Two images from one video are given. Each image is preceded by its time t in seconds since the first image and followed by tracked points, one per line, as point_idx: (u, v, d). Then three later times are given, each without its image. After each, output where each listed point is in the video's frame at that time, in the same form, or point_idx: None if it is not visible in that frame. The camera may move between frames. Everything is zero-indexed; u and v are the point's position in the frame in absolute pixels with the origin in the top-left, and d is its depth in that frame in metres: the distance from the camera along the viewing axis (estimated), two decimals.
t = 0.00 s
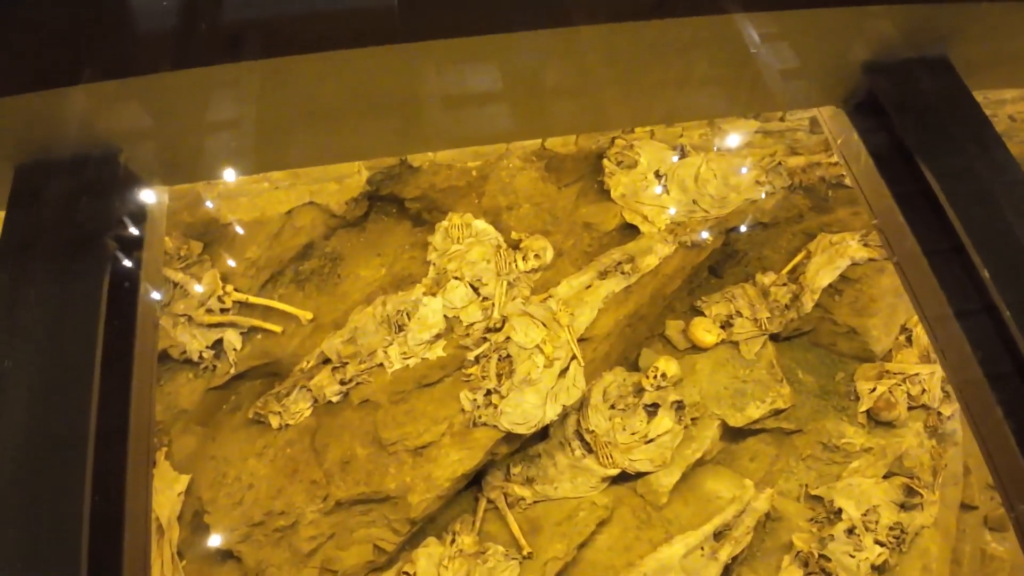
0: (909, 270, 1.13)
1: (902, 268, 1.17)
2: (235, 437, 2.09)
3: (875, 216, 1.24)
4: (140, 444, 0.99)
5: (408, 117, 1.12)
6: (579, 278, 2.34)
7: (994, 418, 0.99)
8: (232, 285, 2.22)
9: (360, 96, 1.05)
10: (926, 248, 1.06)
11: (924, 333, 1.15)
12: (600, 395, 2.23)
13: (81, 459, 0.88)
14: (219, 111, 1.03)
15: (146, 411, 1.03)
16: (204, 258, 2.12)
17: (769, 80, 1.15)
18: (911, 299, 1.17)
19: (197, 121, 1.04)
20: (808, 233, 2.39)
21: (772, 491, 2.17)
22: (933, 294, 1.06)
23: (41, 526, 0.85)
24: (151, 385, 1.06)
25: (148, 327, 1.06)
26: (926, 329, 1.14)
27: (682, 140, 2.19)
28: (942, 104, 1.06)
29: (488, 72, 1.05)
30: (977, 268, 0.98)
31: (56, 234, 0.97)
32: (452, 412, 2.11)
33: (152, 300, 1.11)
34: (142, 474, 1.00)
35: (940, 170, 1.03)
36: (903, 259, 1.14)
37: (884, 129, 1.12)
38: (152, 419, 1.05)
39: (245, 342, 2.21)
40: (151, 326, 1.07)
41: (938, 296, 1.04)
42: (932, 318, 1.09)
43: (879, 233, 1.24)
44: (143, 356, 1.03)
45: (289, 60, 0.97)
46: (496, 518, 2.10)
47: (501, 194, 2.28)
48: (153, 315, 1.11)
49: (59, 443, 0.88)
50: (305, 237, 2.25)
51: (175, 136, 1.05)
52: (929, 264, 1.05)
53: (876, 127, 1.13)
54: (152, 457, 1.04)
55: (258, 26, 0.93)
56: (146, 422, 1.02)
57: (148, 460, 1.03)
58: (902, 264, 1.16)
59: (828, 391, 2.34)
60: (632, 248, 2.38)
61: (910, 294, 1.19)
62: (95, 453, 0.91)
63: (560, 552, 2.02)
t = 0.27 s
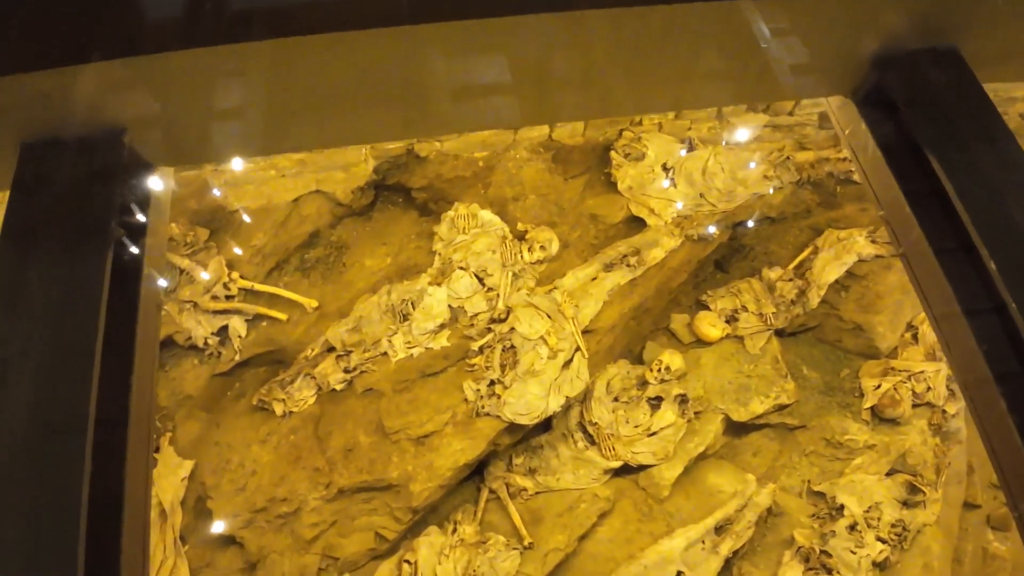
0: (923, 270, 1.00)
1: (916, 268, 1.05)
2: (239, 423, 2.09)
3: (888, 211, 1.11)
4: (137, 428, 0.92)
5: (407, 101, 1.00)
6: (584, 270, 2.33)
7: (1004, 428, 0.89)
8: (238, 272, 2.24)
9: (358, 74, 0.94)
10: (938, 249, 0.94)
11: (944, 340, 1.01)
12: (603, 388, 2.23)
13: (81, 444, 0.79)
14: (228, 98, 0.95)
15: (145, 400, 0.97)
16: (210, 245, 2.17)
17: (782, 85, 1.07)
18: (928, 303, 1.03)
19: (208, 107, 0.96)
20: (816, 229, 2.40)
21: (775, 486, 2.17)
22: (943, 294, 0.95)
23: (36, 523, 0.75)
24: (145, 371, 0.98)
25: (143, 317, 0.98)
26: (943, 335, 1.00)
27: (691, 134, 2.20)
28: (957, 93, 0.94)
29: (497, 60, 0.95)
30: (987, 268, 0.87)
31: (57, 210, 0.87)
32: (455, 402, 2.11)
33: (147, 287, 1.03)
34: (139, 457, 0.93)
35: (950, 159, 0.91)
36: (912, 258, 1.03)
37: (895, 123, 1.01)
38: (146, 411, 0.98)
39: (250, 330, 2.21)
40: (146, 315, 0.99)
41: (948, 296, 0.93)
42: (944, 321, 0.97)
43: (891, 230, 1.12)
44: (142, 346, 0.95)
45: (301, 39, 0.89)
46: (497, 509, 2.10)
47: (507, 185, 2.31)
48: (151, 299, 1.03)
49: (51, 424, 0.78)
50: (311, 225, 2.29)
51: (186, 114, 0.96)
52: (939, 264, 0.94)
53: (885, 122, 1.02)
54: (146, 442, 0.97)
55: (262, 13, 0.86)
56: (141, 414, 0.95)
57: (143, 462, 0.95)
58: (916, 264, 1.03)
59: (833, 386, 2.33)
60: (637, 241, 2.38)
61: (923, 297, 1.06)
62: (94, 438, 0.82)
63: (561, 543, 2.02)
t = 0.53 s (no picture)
0: (932, 274, 0.83)
1: (923, 268, 0.88)
2: (240, 407, 2.10)
3: (892, 203, 0.94)
4: (132, 423, 0.72)
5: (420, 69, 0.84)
6: (588, 260, 2.33)
7: None
8: (241, 258, 2.24)
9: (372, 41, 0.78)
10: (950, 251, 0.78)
11: (958, 355, 0.84)
12: (605, 377, 2.23)
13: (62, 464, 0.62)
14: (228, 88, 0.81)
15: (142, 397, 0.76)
16: (214, 231, 2.16)
17: (783, 69, 0.91)
18: (938, 311, 0.86)
19: (203, 90, 0.82)
20: (822, 222, 2.41)
21: (775, 478, 2.18)
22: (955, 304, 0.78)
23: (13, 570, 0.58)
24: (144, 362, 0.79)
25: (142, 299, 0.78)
26: (955, 348, 0.83)
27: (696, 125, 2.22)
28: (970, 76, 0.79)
29: (500, 47, 0.82)
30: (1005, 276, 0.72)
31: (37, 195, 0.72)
32: (456, 389, 2.10)
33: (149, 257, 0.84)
34: (133, 453, 0.72)
35: (956, 148, 0.76)
36: (920, 257, 0.86)
37: (899, 103, 0.84)
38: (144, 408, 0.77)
39: (253, 315, 2.22)
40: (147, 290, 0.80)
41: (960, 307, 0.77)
42: (956, 332, 0.81)
43: (897, 224, 0.95)
44: (139, 324, 0.76)
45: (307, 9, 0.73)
46: (497, 497, 2.10)
47: (511, 174, 2.32)
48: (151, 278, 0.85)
49: (53, 423, 0.63)
50: (315, 212, 2.30)
51: (182, 105, 0.83)
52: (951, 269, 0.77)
53: (887, 102, 0.86)
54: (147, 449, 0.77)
55: None
56: (141, 405, 0.76)
57: (140, 474, 0.74)
58: (924, 265, 0.86)
59: (836, 379, 2.35)
60: (641, 231, 2.37)
61: (933, 303, 0.89)
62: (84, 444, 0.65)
63: (560, 532, 2.01)
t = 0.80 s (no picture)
0: (929, 261, 0.83)
1: (919, 256, 0.88)
2: (241, 393, 2.11)
3: (889, 191, 0.93)
4: (127, 409, 0.74)
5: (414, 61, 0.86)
6: (589, 250, 2.33)
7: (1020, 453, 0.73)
8: (243, 245, 2.24)
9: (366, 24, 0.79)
10: (946, 240, 0.77)
11: (952, 342, 0.84)
12: (605, 367, 2.23)
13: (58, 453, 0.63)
14: (227, 76, 0.83)
15: (137, 384, 0.77)
16: (216, 218, 2.16)
17: (782, 50, 0.90)
18: (932, 300, 0.86)
19: (202, 82, 0.83)
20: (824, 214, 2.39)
21: (774, 469, 2.18)
22: (951, 292, 0.78)
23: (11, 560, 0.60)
24: (141, 347, 0.80)
25: (140, 285, 0.78)
26: (949, 335, 0.83)
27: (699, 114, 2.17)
28: (969, 66, 0.79)
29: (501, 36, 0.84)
30: (1001, 267, 0.72)
31: (37, 183, 0.72)
32: (456, 377, 2.11)
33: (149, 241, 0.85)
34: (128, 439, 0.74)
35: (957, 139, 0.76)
36: (916, 244, 0.86)
37: (896, 90, 0.83)
38: (138, 395, 0.78)
39: (254, 302, 2.23)
40: (146, 277, 0.80)
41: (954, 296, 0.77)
42: (950, 320, 0.81)
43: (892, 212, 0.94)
44: (134, 310, 0.77)
45: None
46: (497, 484, 2.12)
47: (517, 168, 2.31)
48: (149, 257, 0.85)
49: (47, 411, 0.64)
50: (319, 201, 2.30)
51: (182, 95, 0.84)
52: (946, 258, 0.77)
53: (886, 89, 0.85)
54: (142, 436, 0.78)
55: None
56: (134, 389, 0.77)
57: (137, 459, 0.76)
58: (920, 252, 0.86)
59: (835, 371, 2.33)
60: (643, 220, 2.37)
61: (927, 291, 0.89)
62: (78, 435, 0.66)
63: (559, 519, 2.02)
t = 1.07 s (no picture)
0: (920, 255, 0.97)
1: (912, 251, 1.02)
2: (243, 379, 2.13)
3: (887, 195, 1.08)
4: (125, 357, 0.89)
5: (413, 48, 1.02)
6: (589, 239, 2.34)
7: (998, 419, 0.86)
8: (244, 233, 2.29)
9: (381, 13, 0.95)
10: (939, 237, 0.91)
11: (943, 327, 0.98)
12: (604, 356, 2.24)
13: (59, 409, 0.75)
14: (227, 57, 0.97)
15: (130, 359, 0.91)
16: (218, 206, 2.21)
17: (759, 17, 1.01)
18: (926, 290, 1.00)
19: (204, 62, 0.97)
20: (823, 206, 2.36)
21: (771, 458, 2.19)
22: (942, 284, 0.92)
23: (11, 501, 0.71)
24: (134, 329, 0.93)
25: (136, 266, 0.94)
26: (941, 322, 0.97)
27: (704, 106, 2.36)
28: (970, 84, 0.92)
29: (505, 30, 1.01)
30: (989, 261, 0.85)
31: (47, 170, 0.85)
32: (455, 364, 2.13)
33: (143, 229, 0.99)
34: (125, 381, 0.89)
35: (942, 128, 0.90)
36: (910, 242, 1.00)
37: (903, 106, 0.97)
38: (132, 365, 0.93)
39: (256, 289, 2.26)
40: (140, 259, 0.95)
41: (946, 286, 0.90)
42: (942, 307, 0.95)
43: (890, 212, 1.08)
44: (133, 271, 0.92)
45: None
46: (496, 472, 2.12)
47: (512, 153, 2.36)
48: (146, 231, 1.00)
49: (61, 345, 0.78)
50: (320, 188, 2.34)
51: (182, 77, 0.98)
52: (939, 253, 0.91)
53: (891, 105, 0.99)
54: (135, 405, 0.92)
55: None
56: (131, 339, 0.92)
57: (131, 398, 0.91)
58: (913, 248, 1.00)
59: (834, 363, 2.33)
60: (644, 211, 2.40)
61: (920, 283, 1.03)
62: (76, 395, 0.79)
63: (557, 507, 2.03)
